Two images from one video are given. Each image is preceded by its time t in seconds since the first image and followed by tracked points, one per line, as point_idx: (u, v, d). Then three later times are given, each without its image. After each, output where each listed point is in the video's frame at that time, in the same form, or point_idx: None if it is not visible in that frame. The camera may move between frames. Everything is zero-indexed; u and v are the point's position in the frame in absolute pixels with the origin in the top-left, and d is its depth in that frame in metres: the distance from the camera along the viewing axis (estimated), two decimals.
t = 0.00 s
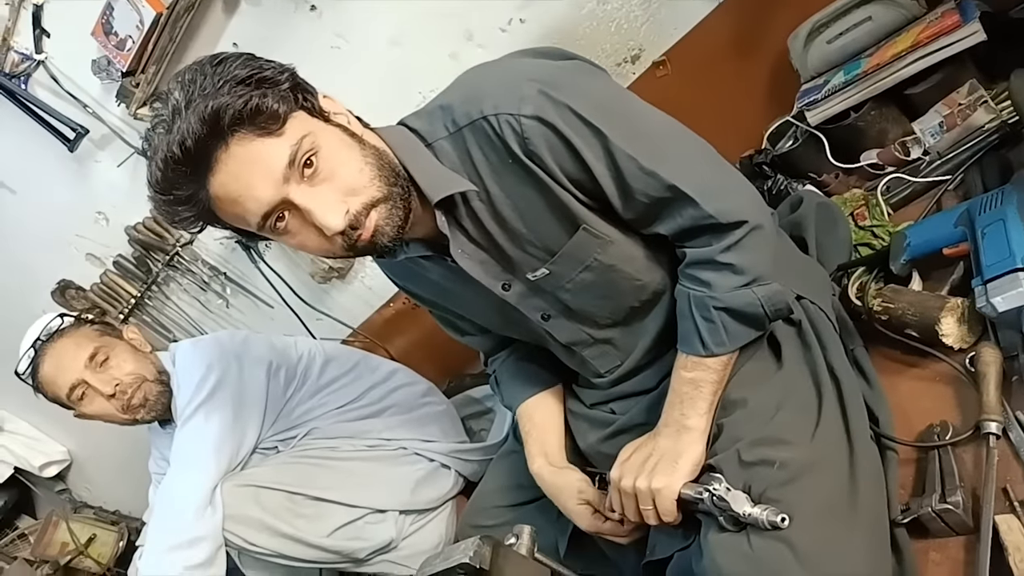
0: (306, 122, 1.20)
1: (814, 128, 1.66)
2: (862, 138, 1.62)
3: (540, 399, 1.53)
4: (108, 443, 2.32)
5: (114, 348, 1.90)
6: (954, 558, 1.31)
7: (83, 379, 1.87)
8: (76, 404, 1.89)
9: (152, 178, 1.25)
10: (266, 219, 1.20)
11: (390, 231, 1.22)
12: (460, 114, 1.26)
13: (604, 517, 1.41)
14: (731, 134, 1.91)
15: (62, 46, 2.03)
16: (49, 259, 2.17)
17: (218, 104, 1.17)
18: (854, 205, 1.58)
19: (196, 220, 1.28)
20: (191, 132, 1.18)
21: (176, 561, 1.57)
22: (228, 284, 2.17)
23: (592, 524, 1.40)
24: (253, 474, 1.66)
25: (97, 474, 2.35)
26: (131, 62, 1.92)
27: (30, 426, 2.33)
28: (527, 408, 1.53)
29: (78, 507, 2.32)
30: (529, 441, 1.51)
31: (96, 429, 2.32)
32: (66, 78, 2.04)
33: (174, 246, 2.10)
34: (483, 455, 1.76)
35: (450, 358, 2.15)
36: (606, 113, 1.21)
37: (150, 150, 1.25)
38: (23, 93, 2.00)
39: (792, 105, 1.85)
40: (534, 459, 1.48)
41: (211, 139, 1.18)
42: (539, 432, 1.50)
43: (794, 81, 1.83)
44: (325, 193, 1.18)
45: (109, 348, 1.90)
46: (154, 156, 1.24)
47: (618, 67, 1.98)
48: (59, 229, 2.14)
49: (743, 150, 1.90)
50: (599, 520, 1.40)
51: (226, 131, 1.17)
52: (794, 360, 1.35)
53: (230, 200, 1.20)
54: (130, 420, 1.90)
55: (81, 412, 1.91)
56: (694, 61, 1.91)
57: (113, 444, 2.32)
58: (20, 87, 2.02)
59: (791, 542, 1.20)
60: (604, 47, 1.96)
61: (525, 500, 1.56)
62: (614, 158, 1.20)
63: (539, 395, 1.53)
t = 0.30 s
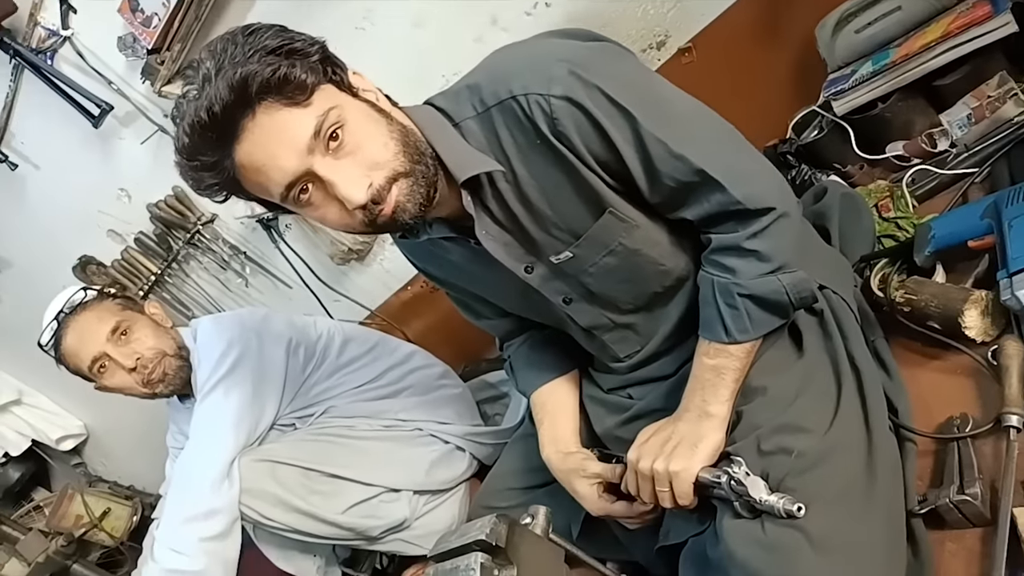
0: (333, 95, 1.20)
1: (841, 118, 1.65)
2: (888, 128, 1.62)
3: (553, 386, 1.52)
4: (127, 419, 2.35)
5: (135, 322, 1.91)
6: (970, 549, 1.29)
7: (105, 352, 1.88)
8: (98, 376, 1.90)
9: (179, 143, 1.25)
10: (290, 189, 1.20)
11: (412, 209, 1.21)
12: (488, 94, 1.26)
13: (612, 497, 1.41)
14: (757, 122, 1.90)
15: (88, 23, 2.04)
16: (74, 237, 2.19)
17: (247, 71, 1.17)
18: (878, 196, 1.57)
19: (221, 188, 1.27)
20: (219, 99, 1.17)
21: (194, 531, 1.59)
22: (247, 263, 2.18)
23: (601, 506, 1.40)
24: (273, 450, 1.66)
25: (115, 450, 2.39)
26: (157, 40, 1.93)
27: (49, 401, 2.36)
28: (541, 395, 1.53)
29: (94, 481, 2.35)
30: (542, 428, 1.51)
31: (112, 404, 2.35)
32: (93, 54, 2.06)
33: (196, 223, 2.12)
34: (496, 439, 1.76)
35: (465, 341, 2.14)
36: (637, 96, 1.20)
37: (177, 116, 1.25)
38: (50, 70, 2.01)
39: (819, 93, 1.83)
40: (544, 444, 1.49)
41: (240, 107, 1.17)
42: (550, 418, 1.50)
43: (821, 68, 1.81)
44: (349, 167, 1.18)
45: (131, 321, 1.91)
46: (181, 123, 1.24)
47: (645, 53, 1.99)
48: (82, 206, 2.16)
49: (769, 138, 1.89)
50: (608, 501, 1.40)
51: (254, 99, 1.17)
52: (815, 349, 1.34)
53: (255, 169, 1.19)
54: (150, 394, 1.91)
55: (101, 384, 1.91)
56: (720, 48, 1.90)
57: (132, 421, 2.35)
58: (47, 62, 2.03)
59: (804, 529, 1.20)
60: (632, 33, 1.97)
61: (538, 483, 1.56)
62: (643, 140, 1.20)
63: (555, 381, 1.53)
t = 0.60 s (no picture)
0: (364, 58, 1.19)
1: (868, 116, 1.67)
2: (913, 127, 1.64)
3: (565, 364, 1.53)
4: (136, 388, 2.39)
5: (150, 283, 1.90)
6: (973, 543, 1.29)
7: (118, 311, 1.87)
8: (110, 335, 1.89)
9: (209, 96, 1.24)
10: (316, 149, 1.19)
11: (437, 176, 1.20)
12: (521, 67, 1.26)
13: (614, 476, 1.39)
14: (782, 115, 1.92)
15: None
16: (91, 198, 2.21)
17: (282, 26, 1.16)
18: (901, 195, 1.56)
19: (247, 145, 1.27)
20: (252, 51, 1.17)
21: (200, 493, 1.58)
22: (262, 233, 2.21)
23: (602, 482, 1.39)
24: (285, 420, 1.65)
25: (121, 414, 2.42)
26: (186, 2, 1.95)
27: (57, 361, 2.40)
28: (553, 372, 1.53)
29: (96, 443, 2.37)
30: (553, 404, 1.51)
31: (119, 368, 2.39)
32: (120, 13, 2.09)
33: (214, 189, 2.15)
34: (504, 419, 1.76)
35: (477, 322, 2.16)
36: (672, 75, 1.20)
37: (208, 70, 1.24)
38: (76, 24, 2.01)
39: (846, 92, 1.83)
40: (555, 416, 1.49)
41: (272, 61, 1.17)
42: (560, 397, 1.51)
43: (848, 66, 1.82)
44: (377, 129, 1.17)
45: (146, 281, 1.90)
46: (212, 73, 1.23)
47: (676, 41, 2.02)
48: (101, 164, 2.18)
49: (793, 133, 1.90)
50: (608, 478, 1.39)
51: (286, 54, 1.17)
52: (831, 339, 1.34)
53: (283, 126, 1.19)
54: (160, 355, 1.90)
55: (113, 343, 1.90)
56: (749, 40, 1.93)
57: (142, 389, 2.38)
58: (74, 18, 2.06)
59: (811, 514, 1.19)
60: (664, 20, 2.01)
61: (549, 460, 1.55)
62: (672, 121, 1.20)
63: (567, 361, 1.53)
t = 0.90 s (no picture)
0: (327, 69, 1.17)
1: (836, 114, 1.68)
2: (880, 124, 1.65)
3: (543, 368, 1.52)
4: (103, 398, 2.32)
5: (114, 291, 1.87)
6: (942, 540, 1.31)
7: (81, 322, 1.84)
8: (71, 346, 1.86)
9: (167, 112, 1.23)
10: (279, 163, 1.18)
11: (405, 186, 1.19)
12: (488, 73, 1.25)
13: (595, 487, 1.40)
14: (755, 114, 1.92)
15: None
16: (55, 198, 2.18)
17: (240, 41, 1.14)
18: (868, 191, 1.59)
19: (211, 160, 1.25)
20: (209, 69, 1.15)
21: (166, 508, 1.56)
22: (235, 235, 2.18)
23: (583, 494, 1.40)
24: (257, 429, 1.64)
25: (88, 422, 2.37)
26: None
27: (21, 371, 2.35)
28: (530, 374, 1.53)
29: (64, 455, 2.33)
30: (532, 409, 1.50)
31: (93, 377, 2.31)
32: (86, 10, 2.04)
33: (184, 191, 2.11)
34: (481, 423, 1.78)
35: (451, 322, 2.16)
36: (639, 82, 1.20)
37: (167, 85, 1.22)
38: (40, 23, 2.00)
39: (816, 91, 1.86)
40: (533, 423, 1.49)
41: (231, 77, 1.15)
42: (535, 404, 1.50)
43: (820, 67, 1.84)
44: (340, 143, 1.16)
45: (110, 290, 1.87)
46: (171, 88, 1.21)
47: (649, 39, 1.99)
48: (66, 166, 2.15)
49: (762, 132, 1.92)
50: (590, 490, 1.40)
51: (246, 70, 1.15)
52: (800, 339, 1.35)
53: (245, 142, 1.17)
54: (126, 366, 1.87)
55: (75, 355, 1.88)
56: (721, 39, 1.92)
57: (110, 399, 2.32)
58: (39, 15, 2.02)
59: (784, 518, 1.20)
60: (637, 20, 1.98)
61: (520, 466, 1.56)
62: (638, 129, 1.19)
63: (543, 364, 1.53)
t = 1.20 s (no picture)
0: (261, 93, 1.16)
1: (783, 118, 1.70)
2: (826, 128, 1.67)
3: (507, 383, 1.52)
4: (51, 429, 2.27)
5: (57, 325, 1.85)
6: (908, 542, 1.31)
7: (23, 358, 1.81)
8: (14, 384, 1.83)
9: (94, 143, 1.22)
10: (215, 192, 1.16)
11: (349, 211, 1.18)
12: (428, 92, 1.24)
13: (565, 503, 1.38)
14: (705, 123, 1.94)
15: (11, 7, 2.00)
16: None
17: (166, 68, 1.13)
18: (819, 195, 1.60)
19: (145, 190, 1.24)
20: (135, 98, 1.13)
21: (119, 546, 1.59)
22: (183, 261, 2.16)
23: (552, 510, 1.38)
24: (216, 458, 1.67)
25: (38, 458, 2.29)
26: (86, 26, 1.90)
27: None
28: (495, 390, 1.52)
29: (17, 494, 2.24)
30: (496, 424, 1.49)
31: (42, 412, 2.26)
32: (15, 39, 2.02)
33: (128, 220, 2.08)
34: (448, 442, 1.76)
35: (411, 339, 2.18)
36: (580, 96, 1.20)
37: (93, 116, 1.21)
38: None
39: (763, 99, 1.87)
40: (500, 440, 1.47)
41: (159, 106, 1.13)
42: (497, 422, 1.49)
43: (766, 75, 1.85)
44: (278, 168, 1.14)
45: (52, 324, 1.85)
46: (97, 119, 1.20)
47: (594, 50, 2.00)
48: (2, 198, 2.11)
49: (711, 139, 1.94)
50: (559, 507, 1.38)
51: (174, 99, 1.13)
52: (759, 346, 1.35)
53: (176, 171, 1.16)
54: (73, 402, 1.86)
55: (19, 392, 1.85)
56: (665, 49, 1.93)
57: (59, 434, 2.27)
58: None
59: (751, 528, 1.20)
60: (580, 30, 1.99)
61: (487, 486, 1.54)
62: (583, 144, 1.19)
63: (506, 380, 1.52)
